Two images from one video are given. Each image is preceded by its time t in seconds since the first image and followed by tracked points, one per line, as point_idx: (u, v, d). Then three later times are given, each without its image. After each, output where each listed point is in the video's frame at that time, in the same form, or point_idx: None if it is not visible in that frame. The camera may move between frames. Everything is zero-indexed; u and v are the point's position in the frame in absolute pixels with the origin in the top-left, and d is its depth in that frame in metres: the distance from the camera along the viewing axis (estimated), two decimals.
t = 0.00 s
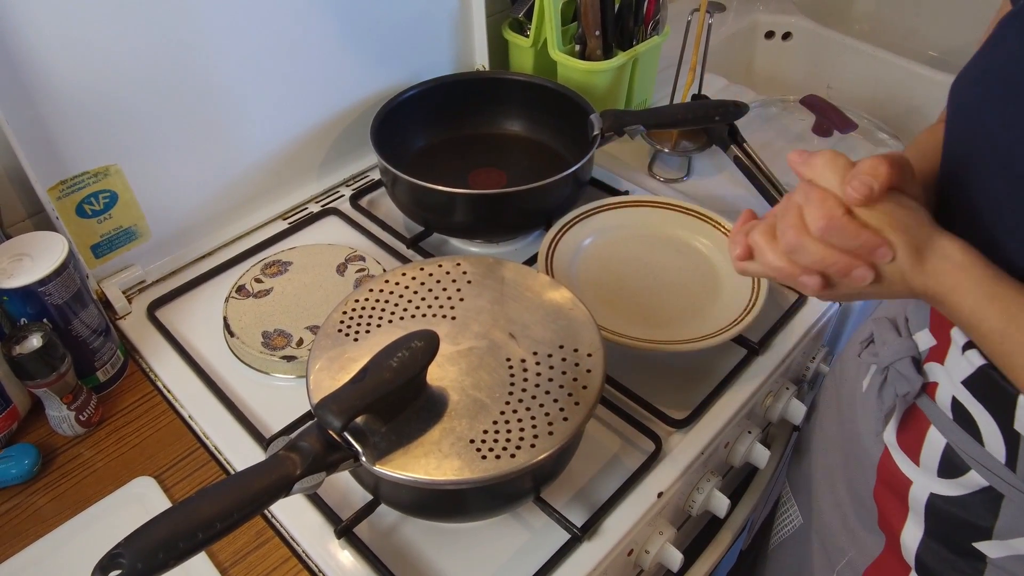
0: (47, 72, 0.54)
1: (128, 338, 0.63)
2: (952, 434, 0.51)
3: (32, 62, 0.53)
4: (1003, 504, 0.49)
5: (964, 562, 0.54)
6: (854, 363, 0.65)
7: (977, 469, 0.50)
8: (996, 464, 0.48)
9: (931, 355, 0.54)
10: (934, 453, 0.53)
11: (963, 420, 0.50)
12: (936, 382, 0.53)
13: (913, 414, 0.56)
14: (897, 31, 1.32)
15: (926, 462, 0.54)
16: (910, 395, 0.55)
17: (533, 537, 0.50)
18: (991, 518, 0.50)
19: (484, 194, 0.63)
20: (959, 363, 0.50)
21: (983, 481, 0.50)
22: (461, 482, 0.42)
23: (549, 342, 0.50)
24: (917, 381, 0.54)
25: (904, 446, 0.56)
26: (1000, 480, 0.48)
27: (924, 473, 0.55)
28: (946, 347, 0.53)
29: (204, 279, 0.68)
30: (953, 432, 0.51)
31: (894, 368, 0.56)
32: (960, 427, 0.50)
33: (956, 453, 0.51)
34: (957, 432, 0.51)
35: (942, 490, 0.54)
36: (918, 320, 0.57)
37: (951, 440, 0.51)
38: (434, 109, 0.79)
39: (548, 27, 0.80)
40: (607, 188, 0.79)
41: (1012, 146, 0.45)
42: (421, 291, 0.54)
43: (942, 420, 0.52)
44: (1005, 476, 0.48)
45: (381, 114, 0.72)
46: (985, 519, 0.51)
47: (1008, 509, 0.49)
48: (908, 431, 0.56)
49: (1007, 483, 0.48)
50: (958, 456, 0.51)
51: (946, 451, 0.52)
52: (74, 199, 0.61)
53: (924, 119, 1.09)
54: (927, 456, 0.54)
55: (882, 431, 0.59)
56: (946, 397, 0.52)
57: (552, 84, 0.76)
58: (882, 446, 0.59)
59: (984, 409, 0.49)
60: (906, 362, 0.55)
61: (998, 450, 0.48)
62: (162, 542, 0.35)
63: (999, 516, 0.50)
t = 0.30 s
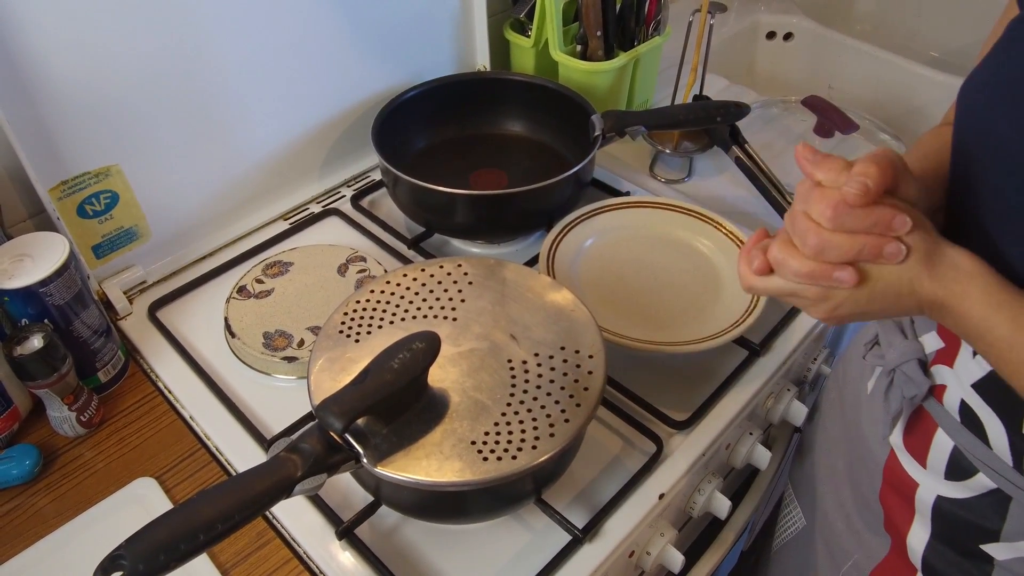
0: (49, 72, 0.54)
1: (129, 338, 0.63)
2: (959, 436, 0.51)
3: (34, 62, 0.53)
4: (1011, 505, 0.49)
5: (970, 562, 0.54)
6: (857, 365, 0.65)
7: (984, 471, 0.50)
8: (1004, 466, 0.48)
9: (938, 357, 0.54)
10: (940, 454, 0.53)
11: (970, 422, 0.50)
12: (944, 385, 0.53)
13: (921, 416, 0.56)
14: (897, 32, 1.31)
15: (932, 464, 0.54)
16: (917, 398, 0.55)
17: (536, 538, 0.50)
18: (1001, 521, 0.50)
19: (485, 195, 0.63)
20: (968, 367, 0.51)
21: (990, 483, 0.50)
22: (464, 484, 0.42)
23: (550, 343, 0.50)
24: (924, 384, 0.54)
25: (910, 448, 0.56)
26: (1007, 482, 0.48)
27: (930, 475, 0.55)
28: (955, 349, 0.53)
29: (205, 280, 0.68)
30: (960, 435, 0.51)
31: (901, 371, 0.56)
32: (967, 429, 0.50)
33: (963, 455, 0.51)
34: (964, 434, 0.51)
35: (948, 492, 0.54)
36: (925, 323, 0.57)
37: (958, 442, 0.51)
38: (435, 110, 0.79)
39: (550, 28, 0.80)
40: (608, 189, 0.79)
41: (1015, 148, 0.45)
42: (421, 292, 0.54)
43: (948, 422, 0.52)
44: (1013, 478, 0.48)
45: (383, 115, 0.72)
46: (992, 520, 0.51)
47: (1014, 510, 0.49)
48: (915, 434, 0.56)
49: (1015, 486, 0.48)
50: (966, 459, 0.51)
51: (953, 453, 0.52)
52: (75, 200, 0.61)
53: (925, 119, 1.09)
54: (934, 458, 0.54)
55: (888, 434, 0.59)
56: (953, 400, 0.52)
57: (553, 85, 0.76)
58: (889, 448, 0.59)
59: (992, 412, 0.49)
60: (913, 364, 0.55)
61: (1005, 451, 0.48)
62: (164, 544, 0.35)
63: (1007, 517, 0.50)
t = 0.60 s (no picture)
0: (52, 73, 0.54)
1: (132, 339, 0.63)
2: (961, 437, 0.51)
3: (37, 64, 0.53)
4: (1013, 507, 0.49)
5: (970, 563, 0.54)
6: (859, 365, 0.64)
7: (985, 472, 0.50)
8: (1006, 467, 0.48)
9: (940, 357, 0.54)
10: (942, 455, 0.53)
11: (972, 423, 0.50)
12: (945, 385, 0.53)
13: (923, 417, 0.56)
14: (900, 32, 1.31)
15: (933, 465, 0.54)
16: (919, 397, 0.55)
17: (538, 540, 0.50)
18: (1002, 522, 0.50)
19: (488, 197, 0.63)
20: (969, 366, 0.51)
21: (991, 484, 0.50)
22: (465, 486, 0.42)
23: (553, 345, 0.50)
24: (926, 384, 0.54)
25: (911, 449, 0.56)
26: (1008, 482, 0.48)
27: (931, 476, 0.55)
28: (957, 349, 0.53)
29: (207, 281, 0.68)
30: (962, 436, 0.51)
31: (903, 370, 0.56)
32: (970, 431, 0.50)
33: (964, 455, 0.51)
34: (966, 435, 0.50)
35: (950, 492, 0.54)
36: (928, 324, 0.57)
37: (960, 443, 0.51)
38: (437, 111, 0.79)
39: (552, 29, 0.80)
40: (611, 191, 0.79)
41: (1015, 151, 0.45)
42: (424, 294, 0.54)
43: (950, 423, 0.52)
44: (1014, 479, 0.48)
45: (385, 116, 0.72)
46: (994, 522, 0.51)
47: (1016, 512, 0.49)
48: (916, 434, 0.56)
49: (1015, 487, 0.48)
50: (967, 459, 0.51)
51: (954, 454, 0.52)
52: (77, 201, 0.61)
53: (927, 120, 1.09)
54: (935, 459, 0.54)
55: (889, 434, 0.58)
56: (955, 401, 0.52)
57: (556, 86, 0.76)
58: (890, 448, 0.59)
59: (995, 414, 0.49)
60: (915, 364, 0.55)
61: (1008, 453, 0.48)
62: (167, 546, 0.35)
63: (1009, 518, 0.50)
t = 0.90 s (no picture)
0: (53, 72, 0.54)
1: (133, 339, 0.63)
2: (963, 439, 0.51)
3: (37, 63, 0.53)
4: (1015, 508, 0.49)
5: (971, 565, 0.54)
6: (861, 367, 0.64)
7: (988, 474, 0.50)
8: (1008, 470, 0.48)
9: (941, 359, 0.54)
10: (944, 457, 0.53)
11: (974, 425, 0.50)
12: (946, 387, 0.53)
13: (924, 419, 0.55)
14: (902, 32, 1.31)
15: (935, 466, 0.54)
16: (920, 400, 0.54)
17: (539, 540, 0.50)
18: (1003, 524, 0.50)
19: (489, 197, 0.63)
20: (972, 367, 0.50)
21: (993, 486, 0.50)
22: (466, 487, 0.42)
23: (554, 346, 0.50)
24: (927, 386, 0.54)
25: (912, 450, 0.56)
26: (1011, 485, 0.48)
27: (933, 477, 0.55)
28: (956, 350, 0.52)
29: (208, 281, 0.68)
30: (965, 438, 0.51)
31: (904, 372, 0.56)
32: (972, 433, 0.50)
33: (966, 457, 0.51)
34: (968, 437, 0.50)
35: (951, 494, 0.54)
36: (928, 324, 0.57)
37: (962, 445, 0.51)
38: (438, 111, 0.79)
39: (553, 28, 0.80)
40: (612, 191, 0.79)
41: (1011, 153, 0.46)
42: (424, 294, 0.54)
43: (952, 425, 0.52)
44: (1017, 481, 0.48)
45: (386, 116, 0.72)
46: (996, 524, 0.51)
47: (1019, 513, 0.49)
48: (918, 436, 0.56)
49: (1018, 488, 0.48)
50: (969, 460, 0.51)
51: (956, 455, 0.52)
52: (78, 200, 0.61)
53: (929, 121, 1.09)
54: (937, 461, 0.54)
55: (890, 436, 0.58)
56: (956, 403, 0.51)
57: (557, 86, 0.76)
58: (891, 449, 0.59)
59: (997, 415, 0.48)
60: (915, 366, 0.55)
61: (1010, 455, 0.48)
62: (167, 546, 0.35)
63: (1011, 520, 0.49)
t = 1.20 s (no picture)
0: (54, 71, 0.54)
1: (135, 339, 0.63)
2: (962, 438, 0.51)
3: (39, 63, 0.53)
4: (1014, 508, 0.49)
5: (971, 565, 0.54)
6: (863, 367, 0.64)
7: (987, 473, 0.49)
8: (1007, 469, 0.48)
9: (941, 358, 0.54)
10: (943, 456, 0.53)
11: (973, 423, 0.50)
12: (947, 386, 0.53)
13: (924, 418, 0.55)
14: (904, 33, 1.31)
15: (934, 465, 0.54)
16: (920, 398, 0.54)
17: (539, 540, 0.50)
18: (1002, 523, 0.50)
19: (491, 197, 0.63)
20: (970, 367, 0.51)
21: (992, 485, 0.49)
22: (466, 486, 0.42)
23: (555, 346, 0.50)
24: (927, 385, 0.54)
25: (912, 449, 0.56)
26: (1010, 484, 0.48)
27: (933, 476, 0.54)
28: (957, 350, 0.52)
29: (209, 280, 0.68)
30: (964, 437, 0.51)
31: (904, 371, 0.56)
32: (972, 432, 0.50)
33: (966, 457, 0.51)
34: (967, 436, 0.50)
35: (950, 493, 0.53)
36: (930, 324, 0.57)
37: (961, 444, 0.51)
38: (440, 111, 0.79)
39: (555, 28, 0.80)
40: (613, 191, 0.78)
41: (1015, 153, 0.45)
42: (426, 294, 0.54)
43: (952, 424, 0.52)
44: (1014, 479, 0.47)
45: (388, 115, 0.72)
46: (995, 523, 0.50)
47: (1017, 513, 0.49)
48: (917, 435, 0.56)
49: (1016, 488, 0.47)
50: (968, 459, 0.51)
51: (955, 454, 0.52)
52: (80, 200, 0.61)
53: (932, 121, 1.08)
54: (937, 460, 0.54)
55: (890, 434, 0.58)
56: (956, 402, 0.52)
57: (559, 86, 0.76)
58: (891, 449, 0.59)
59: (994, 413, 0.49)
60: (916, 365, 0.55)
61: (1010, 454, 0.47)
62: (167, 545, 0.34)
63: (1009, 519, 0.49)
